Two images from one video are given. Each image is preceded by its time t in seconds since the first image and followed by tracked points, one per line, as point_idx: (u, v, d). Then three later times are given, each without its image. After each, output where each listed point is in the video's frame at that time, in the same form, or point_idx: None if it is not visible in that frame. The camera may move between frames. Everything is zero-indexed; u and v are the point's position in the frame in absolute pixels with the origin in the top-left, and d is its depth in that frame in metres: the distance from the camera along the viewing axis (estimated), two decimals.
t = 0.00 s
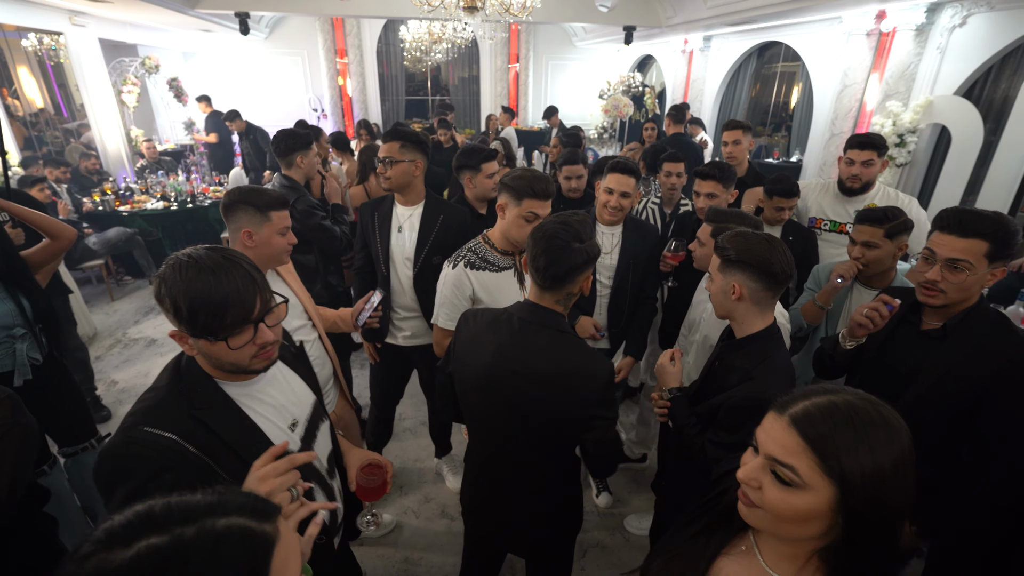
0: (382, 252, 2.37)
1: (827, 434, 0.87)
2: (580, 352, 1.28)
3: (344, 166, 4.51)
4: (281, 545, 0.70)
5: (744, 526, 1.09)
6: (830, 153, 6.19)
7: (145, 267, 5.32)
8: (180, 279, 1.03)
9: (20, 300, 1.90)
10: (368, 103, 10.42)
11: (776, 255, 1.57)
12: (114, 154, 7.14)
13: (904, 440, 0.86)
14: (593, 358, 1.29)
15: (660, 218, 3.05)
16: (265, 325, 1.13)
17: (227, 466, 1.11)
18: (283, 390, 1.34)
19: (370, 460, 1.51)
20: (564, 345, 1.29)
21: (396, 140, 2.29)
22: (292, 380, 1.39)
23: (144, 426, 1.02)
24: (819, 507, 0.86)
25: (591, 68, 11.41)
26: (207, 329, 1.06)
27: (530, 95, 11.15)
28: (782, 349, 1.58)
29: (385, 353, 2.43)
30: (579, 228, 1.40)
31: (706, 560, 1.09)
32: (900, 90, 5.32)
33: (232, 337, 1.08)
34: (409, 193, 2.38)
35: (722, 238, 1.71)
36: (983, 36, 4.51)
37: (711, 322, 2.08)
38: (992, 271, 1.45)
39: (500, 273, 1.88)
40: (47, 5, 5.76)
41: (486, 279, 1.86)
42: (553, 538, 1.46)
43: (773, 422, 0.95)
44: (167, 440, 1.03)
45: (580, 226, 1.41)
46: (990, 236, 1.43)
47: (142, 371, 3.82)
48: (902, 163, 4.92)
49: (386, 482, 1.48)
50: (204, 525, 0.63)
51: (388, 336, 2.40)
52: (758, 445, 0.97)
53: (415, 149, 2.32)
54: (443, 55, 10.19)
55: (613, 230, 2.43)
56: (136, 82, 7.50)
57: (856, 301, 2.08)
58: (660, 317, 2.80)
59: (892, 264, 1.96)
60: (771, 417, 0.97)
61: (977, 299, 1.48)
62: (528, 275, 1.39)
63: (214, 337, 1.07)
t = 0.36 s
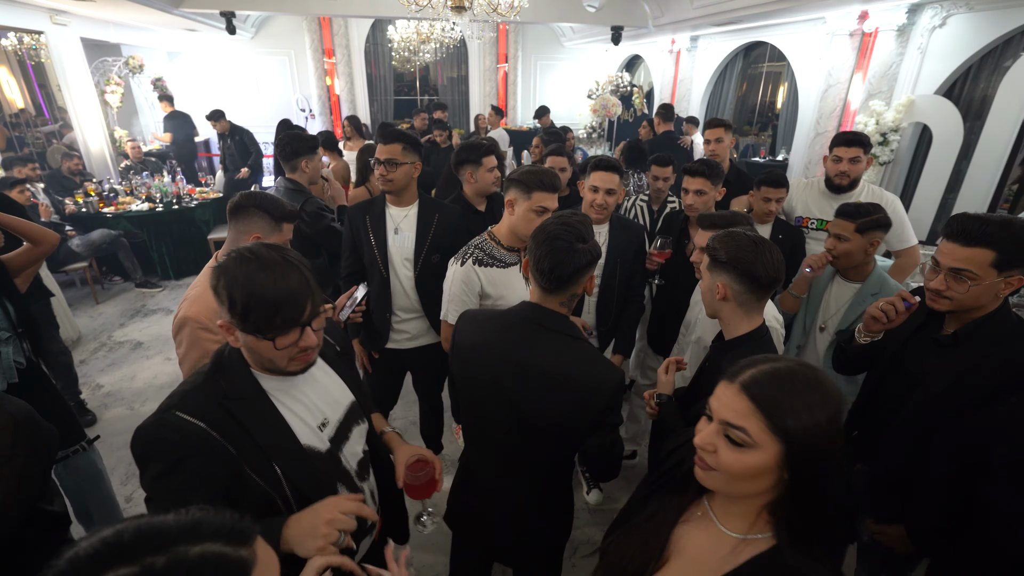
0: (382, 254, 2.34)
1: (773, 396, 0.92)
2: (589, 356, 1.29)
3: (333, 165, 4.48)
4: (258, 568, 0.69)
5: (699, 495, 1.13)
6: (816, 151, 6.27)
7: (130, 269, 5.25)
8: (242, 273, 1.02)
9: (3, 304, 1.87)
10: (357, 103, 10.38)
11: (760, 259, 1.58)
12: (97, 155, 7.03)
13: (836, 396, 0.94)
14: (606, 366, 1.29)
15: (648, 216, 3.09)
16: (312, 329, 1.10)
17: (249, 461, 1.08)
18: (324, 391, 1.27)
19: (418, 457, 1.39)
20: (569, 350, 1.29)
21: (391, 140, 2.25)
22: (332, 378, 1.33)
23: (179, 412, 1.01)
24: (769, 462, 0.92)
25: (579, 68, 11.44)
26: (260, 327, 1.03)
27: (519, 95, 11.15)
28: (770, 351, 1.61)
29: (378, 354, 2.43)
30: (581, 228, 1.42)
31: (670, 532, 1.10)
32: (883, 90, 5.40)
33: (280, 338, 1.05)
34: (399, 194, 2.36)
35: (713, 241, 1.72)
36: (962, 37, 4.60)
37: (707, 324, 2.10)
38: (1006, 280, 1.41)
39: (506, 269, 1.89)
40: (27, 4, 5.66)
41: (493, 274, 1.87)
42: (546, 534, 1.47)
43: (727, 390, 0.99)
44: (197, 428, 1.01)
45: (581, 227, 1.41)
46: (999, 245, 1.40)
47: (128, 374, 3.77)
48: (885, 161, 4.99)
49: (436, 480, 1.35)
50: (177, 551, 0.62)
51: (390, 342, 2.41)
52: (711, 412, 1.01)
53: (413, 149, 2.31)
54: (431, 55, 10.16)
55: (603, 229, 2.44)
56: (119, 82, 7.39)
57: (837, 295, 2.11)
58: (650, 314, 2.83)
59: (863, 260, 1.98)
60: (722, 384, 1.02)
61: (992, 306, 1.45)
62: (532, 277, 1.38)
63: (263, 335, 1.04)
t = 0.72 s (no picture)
0: (355, 259, 2.34)
1: (713, 380, 0.94)
2: (533, 362, 1.29)
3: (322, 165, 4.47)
4: (206, 518, 0.73)
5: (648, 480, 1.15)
6: (802, 150, 6.34)
7: (116, 271, 5.20)
8: (252, 288, 0.97)
9: None
10: (347, 103, 10.33)
11: (750, 260, 1.60)
12: (82, 155, 6.95)
13: (769, 377, 0.97)
14: (551, 370, 1.29)
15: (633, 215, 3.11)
16: (320, 350, 1.06)
17: (236, 478, 1.06)
18: (333, 401, 1.20)
19: (417, 481, 1.29)
20: (518, 349, 1.29)
21: (359, 140, 2.27)
22: (347, 390, 1.25)
23: (171, 416, 1.01)
24: (713, 445, 0.94)
25: (569, 68, 11.48)
26: (268, 345, 0.99)
27: (509, 95, 11.16)
28: (761, 350, 1.62)
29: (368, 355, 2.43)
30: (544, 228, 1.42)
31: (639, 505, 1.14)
32: (867, 89, 5.47)
33: (285, 358, 1.01)
34: (366, 196, 2.35)
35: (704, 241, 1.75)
36: (944, 37, 4.67)
37: (698, 322, 2.13)
38: (1001, 276, 1.41)
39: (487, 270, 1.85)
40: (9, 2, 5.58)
41: (476, 275, 1.86)
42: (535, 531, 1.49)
43: (668, 376, 1.00)
44: (183, 434, 1.01)
45: (540, 227, 1.39)
46: (990, 246, 1.40)
47: (116, 376, 3.75)
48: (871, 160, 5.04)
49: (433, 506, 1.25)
50: (130, 497, 0.66)
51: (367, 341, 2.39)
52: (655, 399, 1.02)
53: (383, 150, 2.33)
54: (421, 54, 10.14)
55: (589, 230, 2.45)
56: (104, 81, 7.30)
57: (802, 285, 2.14)
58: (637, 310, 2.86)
59: (824, 247, 2.01)
60: (666, 371, 1.02)
61: (989, 303, 1.44)
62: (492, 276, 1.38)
63: (269, 353, 1.01)
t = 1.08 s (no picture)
0: (324, 264, 2.33)
1: (650, 401, 0.93)
2: (459, 355, 1.39)
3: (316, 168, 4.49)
4: (171, 474, 0.76)
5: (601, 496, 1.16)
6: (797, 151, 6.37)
7: (113, 271, 5.21)
8: (212, 310, 0.97)
9: None
10: (344, 103, 10.32)
11: (742, 262, 1.61)
12: (78, 156, 6.96)
13: (715, 401, 0.96)
14: (472, 362, 1.40)
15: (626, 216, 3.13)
16: (291, 368, 1.06)
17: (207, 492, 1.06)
18: (317, 415, 1.18)
19: (395, 506, 1.21)
20: (450, 340, 1.40)
21: (327, 144, 2.27)
22: (335, 405, 1.22)
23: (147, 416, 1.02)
24: (651, 467, 0.93)
25: (567, 68, 11.49)
26: (233, 369, 1.00)
27: (507, 96, 11.17)
28: (753, 350, 1.63)
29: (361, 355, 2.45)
30: (480, 229, 1.51)
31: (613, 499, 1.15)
32: (862, 90, 5.49)
33: (254, 379, 1.02)
34: (331, 201, 2.34)
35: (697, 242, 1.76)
36: (938, 37, 4.69)
37: (690, 324, 2.14)
38: (986, 275, 1.41)
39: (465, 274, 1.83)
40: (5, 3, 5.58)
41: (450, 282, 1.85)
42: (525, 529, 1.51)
43: (610, 394, 0.99)
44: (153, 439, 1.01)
45: (471, 227, 1.49)
46: (976, 243, 1.40)
47: (111, 377, 3.75)
48: (865, 160, 5.04)
49: (409, 534, 1.18)
50: (107, 444, 0.71)
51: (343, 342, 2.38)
52: (598, 416, 1.01)
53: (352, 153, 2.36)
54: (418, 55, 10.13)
55: (581, 235, 2.46)
56: (101, 82, 7.30)
57: (790, 283, 2.15)
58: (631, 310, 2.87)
59: (812, 245, 2.03)
60: (608, 388, 1.01)
61: (973, 302, 1.45)
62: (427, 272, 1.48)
63: (236, 375, 1.01)
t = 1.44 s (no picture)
0: (311, 262, 2.32)
1: (589, 416, 0.93)
2: (426, 353, 1.38)
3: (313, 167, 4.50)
4: (143, 469, 0.77)
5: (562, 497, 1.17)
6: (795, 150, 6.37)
7: (111, 271, 5.22)
8: (230, 299, 0.98)
9: None
10: (343, 103, 10.31)
11: (736, 264, 1.62)
12: (77, 156, 6.97)
13: (658, 413, 0.95)
14: (441, 359, 1.38)
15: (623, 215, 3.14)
16: (299, 364, 1.05)
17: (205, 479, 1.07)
18: (323, 414, 1.19)
19: (396, 500, 1.21)
20: (417, 347, 1.39)
21: (313, 141, 2.30)
22: (338, 405, 1.23)
23: (153, 404, 1.03)
24: (594, 481, 0.94)
25: (566, 68, 11.49)
26: (243, 360, 1.00)
27: (506, 95, 11.18)
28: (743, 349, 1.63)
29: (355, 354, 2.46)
30: (476, 242, 1.48)
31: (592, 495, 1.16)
32: (860, 90, 5.49)
33: (262, 373, 1.02)
34: (312, 198, 2.34)
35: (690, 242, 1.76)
36: (935, 38, 4.69)
37: (684, 324, 2.14)
38: (951, 269, 1.44)
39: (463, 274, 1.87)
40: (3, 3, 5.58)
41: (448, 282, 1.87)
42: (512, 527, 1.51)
43: (554, 408, 0.99)
44: (160, 424, 1.02)
45: (472, 244, 1.46)
46: (940, 239, 1.42)
47: (108, 376, 3.76)
48: (863, 160, 5.04)
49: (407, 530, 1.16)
50: (80, 439, 0.73)
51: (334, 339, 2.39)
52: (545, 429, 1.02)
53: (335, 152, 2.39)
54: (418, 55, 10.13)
55: (573, 235, 2.47)
56: (100, 82, 7.30)
57: (786, 287, 2.16)
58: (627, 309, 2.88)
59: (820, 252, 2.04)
60: (553, 400, 1.02)
61: (939, 296, 1.48)
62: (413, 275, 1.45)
63: (245, 367, 1.02)
